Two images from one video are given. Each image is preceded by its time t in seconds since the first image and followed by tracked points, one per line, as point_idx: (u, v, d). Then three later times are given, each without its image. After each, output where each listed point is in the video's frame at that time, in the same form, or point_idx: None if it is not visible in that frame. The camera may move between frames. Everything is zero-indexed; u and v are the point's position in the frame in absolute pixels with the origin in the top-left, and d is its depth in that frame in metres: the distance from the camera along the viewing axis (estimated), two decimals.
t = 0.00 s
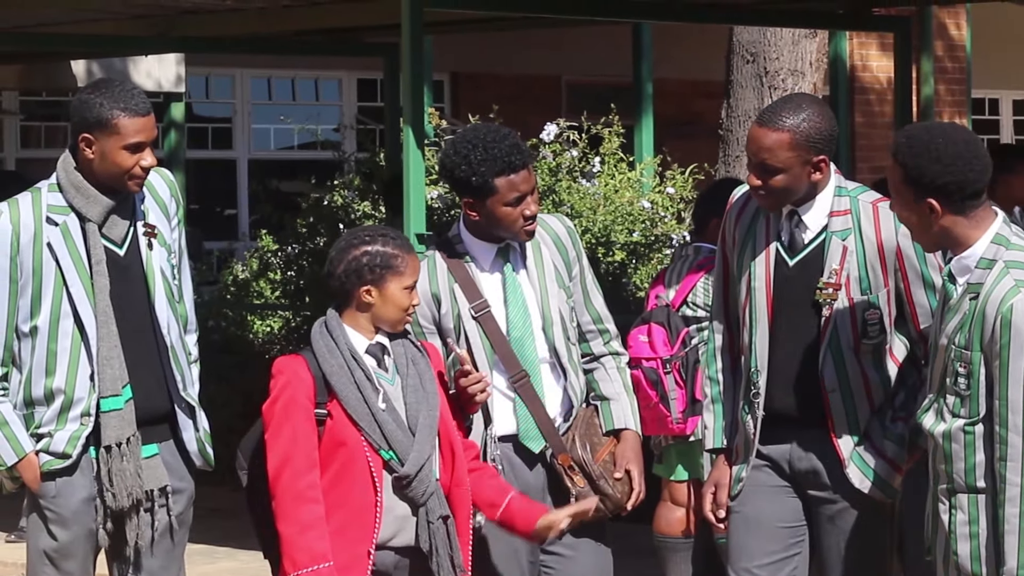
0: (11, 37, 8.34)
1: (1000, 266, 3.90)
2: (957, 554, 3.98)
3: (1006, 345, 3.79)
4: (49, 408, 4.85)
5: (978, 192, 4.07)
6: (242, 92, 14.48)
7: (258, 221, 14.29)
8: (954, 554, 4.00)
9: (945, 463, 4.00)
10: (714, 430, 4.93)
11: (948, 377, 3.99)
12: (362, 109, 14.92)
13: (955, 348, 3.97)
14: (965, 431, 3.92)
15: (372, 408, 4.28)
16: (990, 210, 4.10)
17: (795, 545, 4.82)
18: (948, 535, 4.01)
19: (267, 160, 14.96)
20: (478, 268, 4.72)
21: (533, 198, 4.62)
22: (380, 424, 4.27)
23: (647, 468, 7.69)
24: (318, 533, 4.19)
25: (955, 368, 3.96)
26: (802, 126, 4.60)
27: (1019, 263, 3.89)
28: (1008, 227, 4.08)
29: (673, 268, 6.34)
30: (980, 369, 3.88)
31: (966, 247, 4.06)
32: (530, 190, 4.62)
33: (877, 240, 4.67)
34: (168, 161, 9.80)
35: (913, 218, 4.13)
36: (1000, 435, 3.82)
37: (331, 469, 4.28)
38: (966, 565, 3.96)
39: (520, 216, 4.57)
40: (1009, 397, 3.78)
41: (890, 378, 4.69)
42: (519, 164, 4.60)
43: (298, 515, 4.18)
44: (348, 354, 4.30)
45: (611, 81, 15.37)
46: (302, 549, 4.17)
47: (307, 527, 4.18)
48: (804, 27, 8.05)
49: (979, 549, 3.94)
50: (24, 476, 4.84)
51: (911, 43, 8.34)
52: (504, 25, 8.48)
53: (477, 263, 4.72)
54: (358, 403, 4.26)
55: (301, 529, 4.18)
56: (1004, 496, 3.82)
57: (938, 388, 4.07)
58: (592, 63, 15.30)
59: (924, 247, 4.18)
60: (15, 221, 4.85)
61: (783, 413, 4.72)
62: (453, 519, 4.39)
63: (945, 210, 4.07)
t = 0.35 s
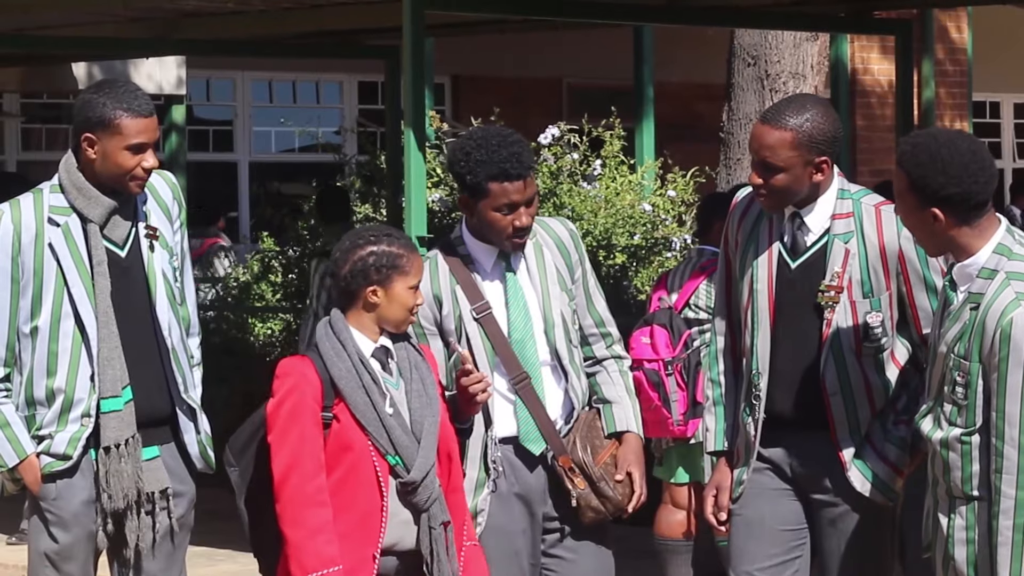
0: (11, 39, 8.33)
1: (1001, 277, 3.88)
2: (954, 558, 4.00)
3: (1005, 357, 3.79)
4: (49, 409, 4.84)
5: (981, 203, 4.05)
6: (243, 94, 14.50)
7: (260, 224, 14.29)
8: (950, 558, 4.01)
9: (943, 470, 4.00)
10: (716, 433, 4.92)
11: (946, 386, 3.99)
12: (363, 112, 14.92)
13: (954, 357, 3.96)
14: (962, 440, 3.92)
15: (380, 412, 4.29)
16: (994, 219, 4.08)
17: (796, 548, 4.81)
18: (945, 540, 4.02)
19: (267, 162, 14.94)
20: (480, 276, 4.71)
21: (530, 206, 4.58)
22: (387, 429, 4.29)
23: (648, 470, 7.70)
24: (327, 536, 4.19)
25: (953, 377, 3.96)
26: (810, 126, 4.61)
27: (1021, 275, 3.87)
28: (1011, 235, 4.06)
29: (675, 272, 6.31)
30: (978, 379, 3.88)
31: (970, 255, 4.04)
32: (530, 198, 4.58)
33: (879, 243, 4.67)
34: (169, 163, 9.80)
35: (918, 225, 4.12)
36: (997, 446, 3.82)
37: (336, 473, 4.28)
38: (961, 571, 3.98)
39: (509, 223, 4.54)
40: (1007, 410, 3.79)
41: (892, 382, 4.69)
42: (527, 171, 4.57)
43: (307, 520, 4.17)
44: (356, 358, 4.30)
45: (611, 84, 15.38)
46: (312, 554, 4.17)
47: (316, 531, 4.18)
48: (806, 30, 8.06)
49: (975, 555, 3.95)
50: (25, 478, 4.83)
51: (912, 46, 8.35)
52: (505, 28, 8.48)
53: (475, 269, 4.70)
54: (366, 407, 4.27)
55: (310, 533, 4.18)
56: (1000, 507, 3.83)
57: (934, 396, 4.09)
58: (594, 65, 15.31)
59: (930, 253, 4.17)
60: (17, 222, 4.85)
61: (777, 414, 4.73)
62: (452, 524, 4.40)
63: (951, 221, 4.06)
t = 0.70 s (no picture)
0: (12, 42, 8.33)
1: (997, 280, 3.89)
2: (950, 562, 3.99)
3: (1000, 362, 3.79)
4: (52, 411, 4.84)
5: (978, 206, 4.04)
6: (244, 97, 14.51)
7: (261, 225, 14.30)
8: (947, 562, 4.01)
9: (941, 474, 4.00)
10: (716, 435, 4.91)
11: (943, 389, 3.99)
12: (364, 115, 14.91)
13: (950, 361, 3.96)
14: (958, 444, 3.92)
15: (373, 423, 4.29)
16: (990, 222, 4.08)
17: (796, 551, 4.81)
18: (942, 543, 4.02)
19: (268, 164, 14.84)
20: (480, 271, 4.72)
21: (518, 201, 4.60)
22: (381, 440, 4.28)
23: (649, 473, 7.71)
24: (328, 546, 4.20)
25: (949, 381, 3.96)
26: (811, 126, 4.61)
27: (1017, 279, 3.88)
28: (1008, 239, 4.05)
29: (678, 275, 6.32)
30: (974, 383, 3.88)
31: (966, 259, 4.05)
32: (521, 194, 4.60)
33: (880, 246, 4.67)
34: (170, 166, 9.79)
35: (913, 228, 4.12)
36: (993, 450, 3.82)
37: (332, 483, 4.28)
38: (958, 573, 3.97)
39: (495, 216, 4.58)
40: (1003, 414, 3.79)
41: (894, 385, 4.70)
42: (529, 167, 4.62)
43: (306, 529, 4.19)
44: (350, 369, 4.29)
45: (611, 87, 15.37)
46: (314, 564, 4.18)
47: (316, 542, 4.19)
48: (808, 33, 8.05)
49: (971, 558, 3.95)
50: (26, 480, 4.82)
51: (913, 49, 8.35)
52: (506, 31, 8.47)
53: (476, 268, 4.71)
54: (360, 417, 4.27)
55: (311, 543, 4.18)
56: (995, 512, 3.83)
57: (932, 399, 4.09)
58: (595, 68, 15.31)
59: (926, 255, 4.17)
60: (19, 224, 4.85)
61: (774, 416, 4.74)
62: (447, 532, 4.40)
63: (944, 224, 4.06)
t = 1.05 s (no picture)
0: (13, 45, 8.32)
1: (992, 283, 3.89)
2: (948, 564, 3.99)
3: (993, 365, 3.78)
4: (52, 413, 4.83)
5: (973, 207, 4.05)
6: (245, 100, 14.37)
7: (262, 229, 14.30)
8: (945, 564, 4.01)
9: (937, 475, 4.00)
10: (716, 438, 4.92)
11: (940, 392, 3.99)
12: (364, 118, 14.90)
13: (946, 364, 3.96)
14: (954, 447, 3.93)
15: (363, 424, 4.30)
16: (986, 224, 4.08)
17: (797, 554, 4.81)
18: (940, 545, 4.03)
19: (268, 167, 14.68)
20: (491, 271, 4.73)
21: (516, 203, 4.59)
22: (370, 441, 4.30)
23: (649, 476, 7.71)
24: (309, 542, 4.23)
25: (946, 384, 3.96)
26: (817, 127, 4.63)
27: (1012, 281, 3.87)
28: (1004, 241, 4.05)
29: (677, 278, 6.35)
30: (969, 387, 3.87)
31: (961, 261, 4.06)
32: (520, 195, 4.59)
33: (881, 247, 4.68)
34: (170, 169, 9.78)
35: (909, 228, 4.13)
36: (987, 453, 3.81)
37: (322, 482, 4.32)
38: None
39: (490, 216, 4.59)
40: (994, 416, 3.78)
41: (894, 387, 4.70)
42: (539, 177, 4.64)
43: (290, 526, 4.22)
44: (341, 368, 4.33)
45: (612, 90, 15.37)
46: (296, 560, 4.21)
47: (299, 538, 4.22)
48: (809, 36, 8.05)
49: (968, 561, 3.94)
50: (25, 482, 4.81)
51: (913, 52, 8.36)
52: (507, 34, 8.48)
53: (489, 278, 4.73)
54: (349, 418, 4.29)
55: (293, 539, 4.22)
56: (989, 514, 3.82)
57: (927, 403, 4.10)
58: (595, 71, 15.31)
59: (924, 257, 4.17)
60: (22, 225, 4.83)
61: (771, 419, 4.73)
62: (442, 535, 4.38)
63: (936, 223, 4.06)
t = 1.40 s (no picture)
0: (11, 47, 8.32)
1: (984, 284, 3.89)
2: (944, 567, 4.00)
3: (982, 364, 3.78)
4: (49, 418, 4.83)
5: (967, 207, 4.03)
6: (243, 103, 14.31)
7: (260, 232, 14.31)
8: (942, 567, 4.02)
9: (934, 477, 4.01)
10: (716, 443, 4.86)
11: (937, 395, 3.99)
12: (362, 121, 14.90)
13: (941, 365, 3.96)
14: (950, 449, 3.94)
15: (326, 419, 4.49)
16: (982, 225, 4.07)
17: (797, 558, 4.81)
18: (938, 547, 4.03)
19: (267, 170, 14.70)
20: (529, 266, 4.75)
21: (542, 198, 4.60)
22: (329, 437, 4.48)
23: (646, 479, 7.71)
24: (278, 530, 4.47)
25: (941, 387, 3.96)
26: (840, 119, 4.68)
27: (1005, 282, 3.87)
28: (999, 243, 4.04)
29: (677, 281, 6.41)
30: (962, 389, 3.88)
31: (956, 262, 4.04)
32: (547, 190, 4.59)
33: (889, 250, 4.69)
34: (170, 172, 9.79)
35: (903, 223, 4.13)
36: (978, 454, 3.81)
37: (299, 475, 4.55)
38: None
39: (518, 211, 4.61)
40: (984, 417, 3.78)
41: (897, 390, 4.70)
42: (575, 173, 4.66)
43: (261, 512, 4.48)
44: (314, 364, 4.54)
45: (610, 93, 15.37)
46: (264, 546, 4.47)
47: (269, 525, 4.48)
48: (808, 40, 8.05)
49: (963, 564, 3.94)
50: (20, 484, 4.83)
51: (912, 55, 8.36)
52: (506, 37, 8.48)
53: (526, 276, 4.74)
54: (312, 412, 4.48)
55: (264, 526, 4.48)
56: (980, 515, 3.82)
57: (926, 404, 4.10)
58: (594, 74, 15.31)
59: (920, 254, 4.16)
60: (28, 228, 4.84)
61: (779, 421, 4.73)
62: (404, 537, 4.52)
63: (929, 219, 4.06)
